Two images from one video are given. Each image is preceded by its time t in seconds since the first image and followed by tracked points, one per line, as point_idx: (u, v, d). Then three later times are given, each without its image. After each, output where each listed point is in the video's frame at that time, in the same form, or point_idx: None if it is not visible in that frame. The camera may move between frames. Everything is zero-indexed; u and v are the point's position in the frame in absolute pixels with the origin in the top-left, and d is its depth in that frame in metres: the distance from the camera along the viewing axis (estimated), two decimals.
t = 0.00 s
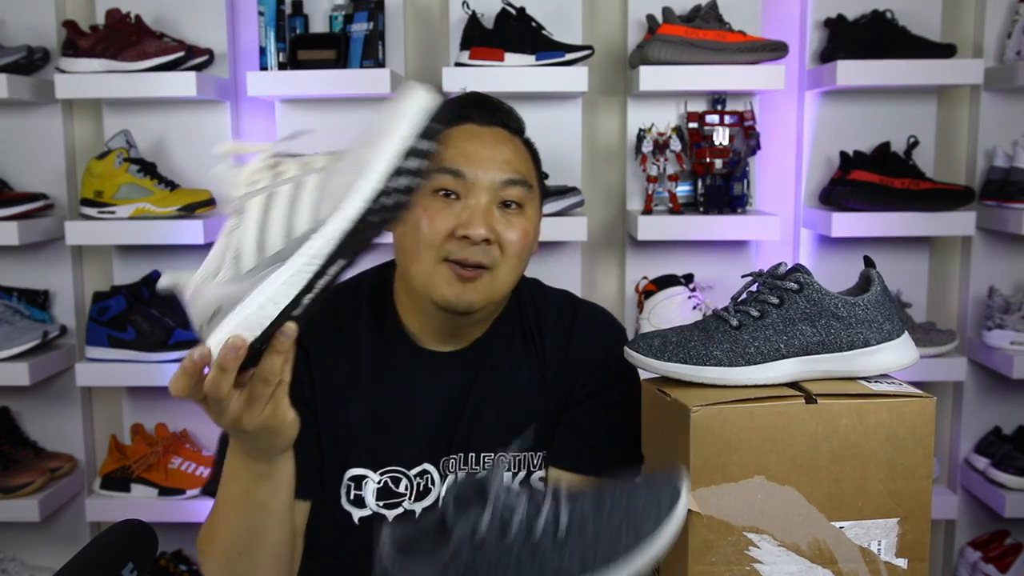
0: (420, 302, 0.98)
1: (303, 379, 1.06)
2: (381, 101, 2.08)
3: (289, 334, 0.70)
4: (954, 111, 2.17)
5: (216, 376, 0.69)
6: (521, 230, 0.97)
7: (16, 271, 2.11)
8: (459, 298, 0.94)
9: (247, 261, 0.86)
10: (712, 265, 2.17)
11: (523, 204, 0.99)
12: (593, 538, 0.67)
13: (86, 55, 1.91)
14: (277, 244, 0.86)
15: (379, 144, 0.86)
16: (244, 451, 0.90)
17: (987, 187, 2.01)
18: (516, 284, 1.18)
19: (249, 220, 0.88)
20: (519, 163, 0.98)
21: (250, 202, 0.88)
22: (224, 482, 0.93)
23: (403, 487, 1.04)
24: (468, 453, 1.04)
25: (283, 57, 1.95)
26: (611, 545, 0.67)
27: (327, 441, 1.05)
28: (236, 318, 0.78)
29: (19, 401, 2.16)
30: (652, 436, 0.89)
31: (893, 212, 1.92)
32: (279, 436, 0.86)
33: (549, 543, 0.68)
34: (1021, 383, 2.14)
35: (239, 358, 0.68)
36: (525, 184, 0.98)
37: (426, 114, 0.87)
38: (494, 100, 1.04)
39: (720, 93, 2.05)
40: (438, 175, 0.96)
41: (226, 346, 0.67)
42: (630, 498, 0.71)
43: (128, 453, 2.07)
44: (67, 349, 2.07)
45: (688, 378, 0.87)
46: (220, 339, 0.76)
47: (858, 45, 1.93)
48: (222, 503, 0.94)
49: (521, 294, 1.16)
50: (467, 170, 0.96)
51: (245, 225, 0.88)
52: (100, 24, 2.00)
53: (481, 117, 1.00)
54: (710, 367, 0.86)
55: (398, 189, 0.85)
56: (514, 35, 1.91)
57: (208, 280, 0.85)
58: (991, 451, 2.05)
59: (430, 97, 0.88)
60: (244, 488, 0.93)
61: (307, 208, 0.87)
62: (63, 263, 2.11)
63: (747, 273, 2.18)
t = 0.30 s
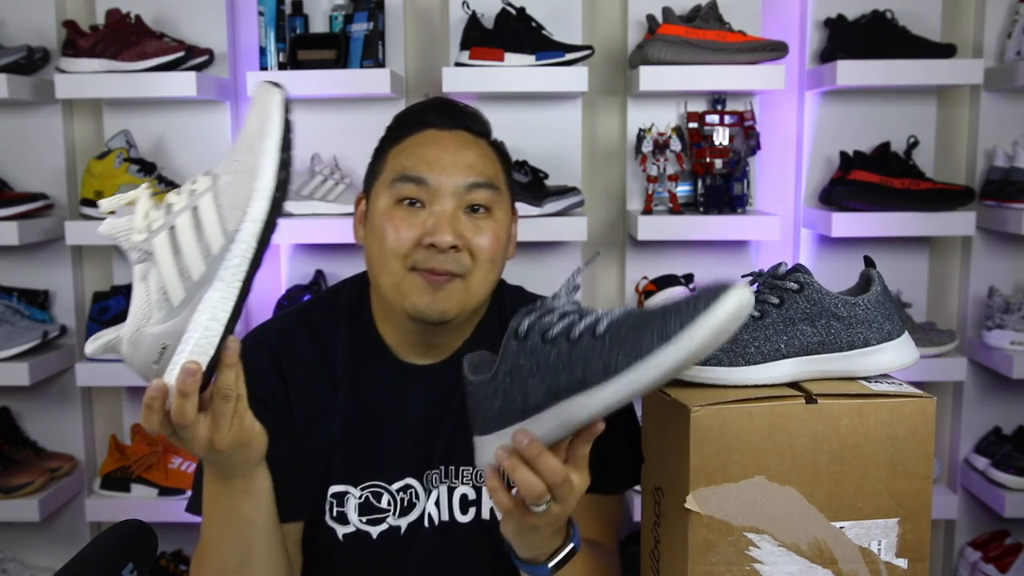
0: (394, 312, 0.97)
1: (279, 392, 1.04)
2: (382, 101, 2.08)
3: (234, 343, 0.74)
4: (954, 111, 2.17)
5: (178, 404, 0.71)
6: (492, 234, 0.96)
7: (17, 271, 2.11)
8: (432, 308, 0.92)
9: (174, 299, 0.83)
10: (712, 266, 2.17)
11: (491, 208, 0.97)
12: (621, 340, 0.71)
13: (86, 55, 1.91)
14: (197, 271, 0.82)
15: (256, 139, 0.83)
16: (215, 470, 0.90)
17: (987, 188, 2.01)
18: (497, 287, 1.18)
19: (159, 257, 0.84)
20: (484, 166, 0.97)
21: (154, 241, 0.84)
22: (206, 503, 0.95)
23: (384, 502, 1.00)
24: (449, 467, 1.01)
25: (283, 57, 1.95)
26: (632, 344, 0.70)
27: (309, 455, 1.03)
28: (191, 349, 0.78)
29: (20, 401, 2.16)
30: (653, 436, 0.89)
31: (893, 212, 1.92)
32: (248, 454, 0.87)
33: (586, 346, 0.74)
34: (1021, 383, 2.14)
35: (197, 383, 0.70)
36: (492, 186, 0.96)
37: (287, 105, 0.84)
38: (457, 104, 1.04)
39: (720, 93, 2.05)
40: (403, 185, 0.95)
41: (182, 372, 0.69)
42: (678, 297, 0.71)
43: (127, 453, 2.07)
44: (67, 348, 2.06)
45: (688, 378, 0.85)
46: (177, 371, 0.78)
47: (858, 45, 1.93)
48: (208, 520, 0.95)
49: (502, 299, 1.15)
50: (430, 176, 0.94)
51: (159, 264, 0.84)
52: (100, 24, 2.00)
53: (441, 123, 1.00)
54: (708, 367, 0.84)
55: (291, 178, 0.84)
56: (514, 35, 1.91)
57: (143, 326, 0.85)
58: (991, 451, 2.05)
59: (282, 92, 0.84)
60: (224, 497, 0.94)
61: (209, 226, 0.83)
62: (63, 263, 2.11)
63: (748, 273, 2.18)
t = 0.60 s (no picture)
0: (384, 336, 0.97)
1: (272, 401, 1.04)
2: (381, 101, 2.08)
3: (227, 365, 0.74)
4: (953, 111, 2.17)
5: (178, 427, 0.71)
6: (475, 252, 0.95)
7: (17, 271, 2.11)
8: (420, 332, 0.92)
9: (162, 321, 0.83)
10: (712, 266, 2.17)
11: (473, 225, 0.96)
12: (638, 327, 0.74)
13: (86, 55, 1.91)
14: (184, 290, 0.83)
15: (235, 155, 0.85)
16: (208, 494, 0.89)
17: (987, 187, 2.01)
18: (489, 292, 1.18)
19: (144, 280, 0.85)
20: (463, 181, 0.96)
21: (137, 264, 0.85)
22: (201, 523, 0.94)
23: (377, 515, 1.00)
24: (446, 480, 1.00)
25: (284, 57, 1.95)
26: (648, 329, 0.73)
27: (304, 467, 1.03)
28: (187, 373, 0.79)
29: (20, 401, 2.16)
30: (653, 437, 0.89)
31: (893, 212, 1.92)
32: (246, 476, 0.86)
33: (601, 333, 0.77)
34: (1021, 383, 2.14)
35: (196, 405, 0.70)
36: (473, 203, 0.95)
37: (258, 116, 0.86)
38: (434, 110, 1.03)
39: (720, 93, 2.05)
40: (379, 207, 0.93)
41: (181, 396, 0.69)
42: (688, 283, 0.75)
43: (128, 453, 2.07)
44: (67, 348, 2.06)
45: (687, 378, 0.85)
46: (173, 392, 0.80)
47: (858, 45, 1.93)
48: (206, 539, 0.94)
49: (497, 305, 1.15)
50: (408, 198, 0.93)
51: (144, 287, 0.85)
52: (100, 24, 2.00)
53: (417, 137, 0.99)
54: (708, 367, 0.84)
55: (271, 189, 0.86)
56: (514, 35, 1.91)
57: (132, 351, 0.84)
58: (991, 451, 2.05)
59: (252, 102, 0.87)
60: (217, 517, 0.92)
61: (194, 245, 0.84)
62: (63, 263, 2.11)
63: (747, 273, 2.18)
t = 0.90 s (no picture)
0: (385, 346, 0.98)
1: (275, 403, 1.03)
2: (381, 101, 2.08)
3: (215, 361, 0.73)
4: (954, 111, 2.17)
5: (177, 421, 0.72)
6: (478, 260, 0.95)
7: (17, 271, 2.12)
8: (425, 343, 0.93)
9: (144, 325, 0.82)
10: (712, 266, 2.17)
11: (474, 233, 0.96)
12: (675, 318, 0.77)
13: (86, 55, 1.91)
14: (162, 290, 0.82)
15: (186, 151, 0.84)
16: (211, 492, 0.89)
17: (987, 187, 2.01)
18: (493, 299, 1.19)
19: (119, 288, 0.83)
20: (461, 190, 0.95)
21: (110, 272, 0.84)
22: (203, 523, 0.93)
23: (378, 519, 1.00)
24: (450, 486, 1.01)
25: (284, 57, 1.95)
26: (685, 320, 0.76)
27: (305, 471, 1.03)
28: (180, 371, 0.81)
29: (20, 401, 2.16)
30: (653, 437, 0.89)
31: (893, 212, 1.92)
32: (247, 476, 0.86)
33: (638, 319, 0.80)
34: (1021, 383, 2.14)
35: (193, 402, 0.71)
36: (473, 211, 0.95)
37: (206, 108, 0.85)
38: (429, 118, 1.02)
39: (720, 93, 2.05)
40: (379, 221, 0.93)
41: (177, 393, 0.70)
42: (728, 278, 0.77)
43: (127, 453, 2.07)
44: (67, 349, 2.06)
45: (687, 378, 0.85)
46: (168, 393, 0.81)
47: (858, 45, 1.93)
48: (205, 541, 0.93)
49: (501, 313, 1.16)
50: (406, 212, 0.92)
51: (120, 294, 0.84)
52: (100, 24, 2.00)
53: (411, 147, 0.98)
54: (709, 367, 0.84)
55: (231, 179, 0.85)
56: (514, 35, 1.91)
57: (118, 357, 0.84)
58: (991, 451, 2.05)
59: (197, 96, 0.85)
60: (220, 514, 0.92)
61: (162, 243, 0.83)
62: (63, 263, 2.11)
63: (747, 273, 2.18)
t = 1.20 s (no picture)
0: (388, 347, 0.98)
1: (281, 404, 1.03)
2: (381, 101, 2.08)
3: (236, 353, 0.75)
4: (954, 111, 2.17)
5: (194, 405, 0.74)
6: (480, 259, 0.94)
7: (16, 272, 2.11)
8: (429, 345, 0.94)
9: (171, 310, 0.82)
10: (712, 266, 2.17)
11: (475, 231, 0.95)
12: (677, 296, 0.77)
13: (86, 55, 1.90)
14: (189, 276, 0.84)
15: (218, 145, 0.87)
16: (219, 481, 0.89)
17: (988, 188, 2.01)
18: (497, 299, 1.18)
19: (148, 272, 0.83)
20: (462, 188, 0.95)
21: (139, 255, 0.82)
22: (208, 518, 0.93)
23: (383, 519, 0.99)
24: (455, 486, 1.01)
25: (284, 57, 1.95)
26: (686, 298, 0.76)
27: (309, 472, 1.02)
28: (202, 357, 0.82)
29: (20, 401, 2.16)
30: (653, 437, 0.89)
31: (893, 212, 1.92)
32: (252, 472, 0.87)
33: (640, 299, 0.80)
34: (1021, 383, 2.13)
35: (213, 386, 0.73)
36: (473, 209, 0.94)
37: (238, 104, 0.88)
38: (431, 120, 1.02)
39: (720, 93, 2.05)
40: (380, 221, 0.93)
41: (199, 377, 0.72)
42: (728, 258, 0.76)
43: (127, 453, 2.07)
44: (67, 348, 2.06)
45: (687, 378, 0.85)
46: (190, 376, 0.82)
47: (858, 45, 1.93)
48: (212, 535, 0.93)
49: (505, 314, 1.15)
50: (408, 212, 0.92)
51: (147, 278, 0.83)
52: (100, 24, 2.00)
53: (412, 147, 0.98)
54: (709, 367, 0.84)
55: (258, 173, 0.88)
56: (514, 35, 1.91)
57: (142, 339, 0.83)
58: (991, 451, 2.05)
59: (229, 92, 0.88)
60: (225, 510, 0.93)
61: (191, 229, 0.84)
62: (62, 263, 2.11)
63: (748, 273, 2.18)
